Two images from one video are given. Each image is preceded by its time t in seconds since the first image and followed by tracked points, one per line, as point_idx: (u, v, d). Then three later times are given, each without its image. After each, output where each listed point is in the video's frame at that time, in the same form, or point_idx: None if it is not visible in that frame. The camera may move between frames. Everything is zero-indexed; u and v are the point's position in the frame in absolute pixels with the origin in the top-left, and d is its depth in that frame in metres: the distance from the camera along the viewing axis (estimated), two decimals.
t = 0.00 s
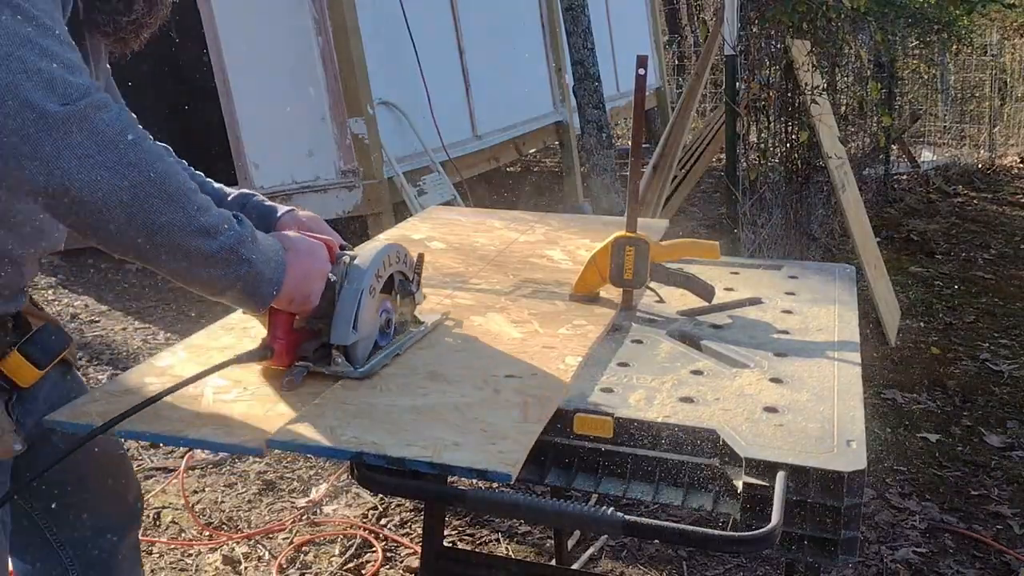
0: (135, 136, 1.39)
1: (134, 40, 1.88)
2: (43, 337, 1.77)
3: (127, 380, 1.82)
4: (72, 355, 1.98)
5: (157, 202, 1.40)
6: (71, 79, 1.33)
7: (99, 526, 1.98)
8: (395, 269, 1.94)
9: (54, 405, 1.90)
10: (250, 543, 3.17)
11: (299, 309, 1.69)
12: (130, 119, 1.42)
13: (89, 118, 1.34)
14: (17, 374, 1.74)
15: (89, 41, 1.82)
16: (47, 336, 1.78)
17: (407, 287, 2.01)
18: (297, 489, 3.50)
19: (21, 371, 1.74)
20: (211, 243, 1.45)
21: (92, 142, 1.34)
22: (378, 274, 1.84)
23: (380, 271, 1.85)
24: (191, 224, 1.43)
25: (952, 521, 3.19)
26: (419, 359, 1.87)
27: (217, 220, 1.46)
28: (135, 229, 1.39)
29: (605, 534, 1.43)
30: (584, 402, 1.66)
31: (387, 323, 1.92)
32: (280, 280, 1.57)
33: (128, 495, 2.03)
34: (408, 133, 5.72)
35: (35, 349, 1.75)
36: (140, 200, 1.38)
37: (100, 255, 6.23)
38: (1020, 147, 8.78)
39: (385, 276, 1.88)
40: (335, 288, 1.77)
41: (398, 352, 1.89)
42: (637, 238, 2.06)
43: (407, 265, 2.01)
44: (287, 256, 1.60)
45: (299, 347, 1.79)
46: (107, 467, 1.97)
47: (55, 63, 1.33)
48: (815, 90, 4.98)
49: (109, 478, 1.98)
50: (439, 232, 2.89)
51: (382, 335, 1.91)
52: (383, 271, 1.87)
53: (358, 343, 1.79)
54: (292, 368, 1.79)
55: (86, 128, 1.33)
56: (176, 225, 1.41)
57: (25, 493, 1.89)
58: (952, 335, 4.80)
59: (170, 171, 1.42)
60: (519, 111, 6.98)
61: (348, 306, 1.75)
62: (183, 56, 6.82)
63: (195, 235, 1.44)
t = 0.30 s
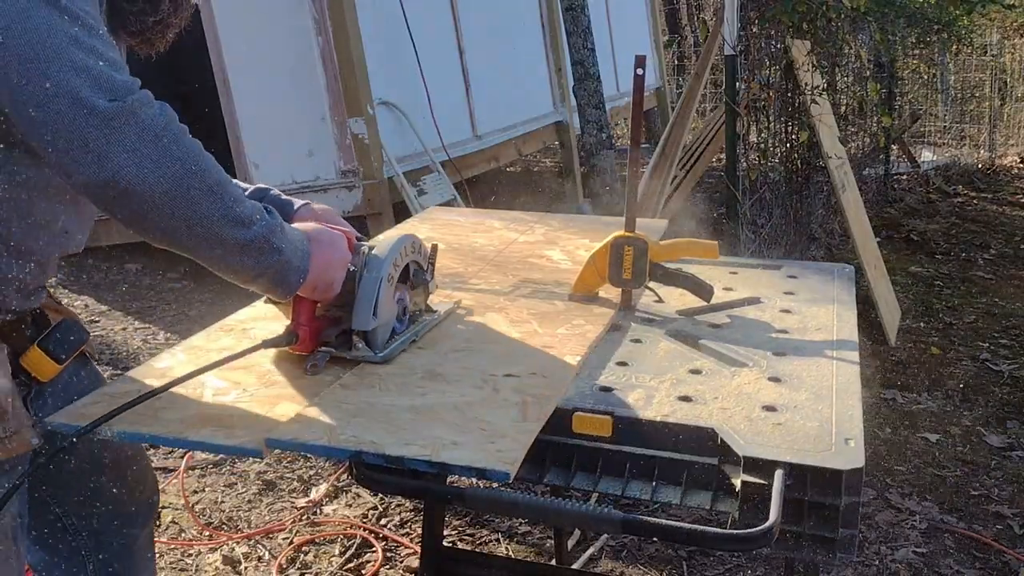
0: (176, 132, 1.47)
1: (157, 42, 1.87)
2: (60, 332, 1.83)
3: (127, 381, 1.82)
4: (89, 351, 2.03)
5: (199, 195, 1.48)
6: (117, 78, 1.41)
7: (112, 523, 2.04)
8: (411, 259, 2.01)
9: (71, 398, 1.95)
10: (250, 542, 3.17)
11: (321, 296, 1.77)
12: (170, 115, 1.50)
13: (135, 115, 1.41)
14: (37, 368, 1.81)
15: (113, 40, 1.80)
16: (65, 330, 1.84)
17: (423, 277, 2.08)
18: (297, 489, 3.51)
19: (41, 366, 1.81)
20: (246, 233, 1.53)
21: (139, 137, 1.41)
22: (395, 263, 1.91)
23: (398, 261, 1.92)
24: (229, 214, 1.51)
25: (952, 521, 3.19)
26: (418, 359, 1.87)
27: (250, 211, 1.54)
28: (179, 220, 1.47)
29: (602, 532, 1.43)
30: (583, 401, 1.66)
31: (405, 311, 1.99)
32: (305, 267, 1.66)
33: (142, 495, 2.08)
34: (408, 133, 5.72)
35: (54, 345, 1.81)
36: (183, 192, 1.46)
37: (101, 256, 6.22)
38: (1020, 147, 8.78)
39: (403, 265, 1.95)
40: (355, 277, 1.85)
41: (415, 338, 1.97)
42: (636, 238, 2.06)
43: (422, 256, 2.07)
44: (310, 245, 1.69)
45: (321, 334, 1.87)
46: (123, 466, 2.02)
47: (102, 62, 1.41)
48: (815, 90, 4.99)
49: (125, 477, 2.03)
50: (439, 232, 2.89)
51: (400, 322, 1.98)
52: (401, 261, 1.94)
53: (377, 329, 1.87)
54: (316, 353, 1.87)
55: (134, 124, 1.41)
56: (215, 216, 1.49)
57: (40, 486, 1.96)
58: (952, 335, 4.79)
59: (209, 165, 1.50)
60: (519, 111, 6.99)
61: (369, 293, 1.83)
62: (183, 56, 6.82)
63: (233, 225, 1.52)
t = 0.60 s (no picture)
0: (184, 125, 1.48)
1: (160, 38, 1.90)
2: (68, 332, 1.82)
3: (126, 378, 1.82)
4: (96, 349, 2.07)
5: (208, 188, 1.49)
6: (125, 72, 1.42)
7: (119, 522, 2.04)
8: (413, 256, 2.01)
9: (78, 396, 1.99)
10: (250, 542, 3.17)
11: (323, 292, 1.78)
12: (177, 109, 1.51)
13: (145, 108, 1.42)
14: (42, 365, 1.80)
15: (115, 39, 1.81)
16: (71, 329, 1.83)
17: (423, 274, 2.08)
18: (297, 489, 3.51)
19: (47, 364, 1.80)
20: (254, 227, 1.54)
21: (148, 129, 1.42)
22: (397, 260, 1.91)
23: (399, 259, 1.92)
24: (237, 207, 1.52)
25: (952, 521, 3.19)
26: (416, 357, 1.87)
27: (258, 205, 1.56)
28: (187, 212, 1.48)
29: (598, 528, 1.44)
30: (580, 399, 1.66)
31: (406, 308, 2.00)
32: (310, 264, 1.68)
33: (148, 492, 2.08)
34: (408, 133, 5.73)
35: (61, 344, 1.80)
36: (191, 184, 1.47)
37: (101, 257, 6.23)
38: (1020, 147, 8.77)
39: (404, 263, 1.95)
40: (357, 274, 1.85)
41: (416, 336, 1.97)
42: (635, 238, 2.06)
43: (424, 253, 2.08)
44: (315, 242, 1.71)
45: (323, 330, 1.87)
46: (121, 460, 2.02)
47: (110, 55, 1.41)
48: (815, 90, 4.99)
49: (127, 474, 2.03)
50: (437, 232, 2.89)
51: (401, 319, 1.99)
52: (402, 258, 1.94)
53: (378, 325, 1.87)
54: (317, 349, 1.88)
55: (143, 116, 1.42)
56: (223, 208, 1.51)
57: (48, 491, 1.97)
58: (953, 335, 4.79)
59: (217, 158, 1.52)
60: (519, 112, 6.99)
61: (370, 290, 1.83)
62: (183, 56, 6.83)
63: (241, 218, 1.53)
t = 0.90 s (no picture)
0: (211, 125, 1.59)
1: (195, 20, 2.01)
2: (131, 296, 1.95)
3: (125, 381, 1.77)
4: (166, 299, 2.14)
5: (233, 183, 1.60)
6: (156, 77, 1.54)
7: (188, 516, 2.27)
8: (432, 244, 2.10)
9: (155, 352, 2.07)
10: (250, 543, 3.17)
11: (350, 280, 1.87)
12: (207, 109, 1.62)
13: (173, 111, 1.55)
14: (111, 328, 1.92)
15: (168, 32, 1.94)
16: (134, 291, 1.96)
17: (442, 260, 2.18)
18: (297, 489, 3.51)
19: (116, 326, 1.92)
20: (278, 218, 1.65)
21: (176, 130, 1.55)
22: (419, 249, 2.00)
23: (421, 247, 2.01)
24: (261, 200, 1.63)
25: (952, 521, 3.19)
26: (417, 357, 1.87)
27: (282, 198, 1.66)
28: (212, 206, 1.60)
29: (600, 528, 1.44)
30: (580, 399, 1.66)
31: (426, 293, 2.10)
32: (335, 252, 1.77)
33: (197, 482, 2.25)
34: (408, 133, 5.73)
35: (125, 307, 1.93)
36: (217, 180, 1.58)
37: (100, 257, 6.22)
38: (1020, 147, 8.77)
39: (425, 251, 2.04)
40: (382, 263, 1.94)
41: (436, 320, 2.07)
42: (635, 238, 2.07)
43: (441, 240, 2.17)
44: (340, 232, 1.80)
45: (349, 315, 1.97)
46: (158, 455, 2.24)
47: (139, 60, 1.54)
48: (815, 89, 4.99)
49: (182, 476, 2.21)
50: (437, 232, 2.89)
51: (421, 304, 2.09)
52: (423, 247, 2.03)
53: (402, 311, 1.97)
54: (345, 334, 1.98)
55: (171, 119, 1.55)
56: (247, 201, 1.61)
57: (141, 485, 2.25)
58: (953, 335, 4.79)
59: (242, 153, 1.62)
60: (519, 111, 6.99)
61: (395, 278, 1.92)
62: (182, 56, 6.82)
63: (265, 211, 1.63)
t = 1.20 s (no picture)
0: (252, 111, 1.61)
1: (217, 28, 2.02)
2: (177, 276, 1.97)
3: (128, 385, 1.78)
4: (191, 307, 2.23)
5: (269, 168, 1.61)
6: (203, 60, 1.55)
7: (205, 522, 2.18)
8: (445, 237, 2.18)
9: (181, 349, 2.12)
10: (250, 542, 3.17)
11: (367, 271, 1.95)
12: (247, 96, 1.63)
13: (218, 94, 1.55)
14: (157, 308, 1.94)
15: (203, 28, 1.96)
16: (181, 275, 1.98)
17: (455, 253, 2.26)
18: (297, 489, 3.51)
19: (162, 307, 1.94)
20: (306, 206, 1.66)
21: (219, 111, 1.55)
22: (431, 241, 2.08)
23: (433, 239, 2.09)
24: (291, 187, 1.64)
25: (952, 521, 3.19)
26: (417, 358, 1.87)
27: (310, 187, 1.68)
28: (246, 190, 1.60)
29: (601, 529, 1.44)
30: (581, 400, 1.66)
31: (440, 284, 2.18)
32: (353, 243, 1.81)
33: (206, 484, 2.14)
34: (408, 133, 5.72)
35: (172, 286, 1.95)
36: (253, 164, 1.59)
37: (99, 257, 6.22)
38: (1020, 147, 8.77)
39: (438, 243, 2.12)
40: (397, 254, 2.02)
41: (450, 310, 2.15)
42: (636, 238, 2.07)
43: (454, 233, 2.24)
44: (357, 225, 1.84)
45: (367, 305, 2.06)
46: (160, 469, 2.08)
47: (192, 44, 1.55)
48: (815, 89, 4.99)
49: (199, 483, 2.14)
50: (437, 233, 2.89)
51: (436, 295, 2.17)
52: (436, 239, 2.11)
53: (416, 301, 2.05)
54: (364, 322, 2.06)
55: (214, 100, 1.55)
56: (279, 187, 1.63)
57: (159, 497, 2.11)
58: (953, 335, 4.79)
59: (278, 141, 1.63)
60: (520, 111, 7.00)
61: (410, 268, 2.01)
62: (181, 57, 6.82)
63: (294, 198, 1.65)
